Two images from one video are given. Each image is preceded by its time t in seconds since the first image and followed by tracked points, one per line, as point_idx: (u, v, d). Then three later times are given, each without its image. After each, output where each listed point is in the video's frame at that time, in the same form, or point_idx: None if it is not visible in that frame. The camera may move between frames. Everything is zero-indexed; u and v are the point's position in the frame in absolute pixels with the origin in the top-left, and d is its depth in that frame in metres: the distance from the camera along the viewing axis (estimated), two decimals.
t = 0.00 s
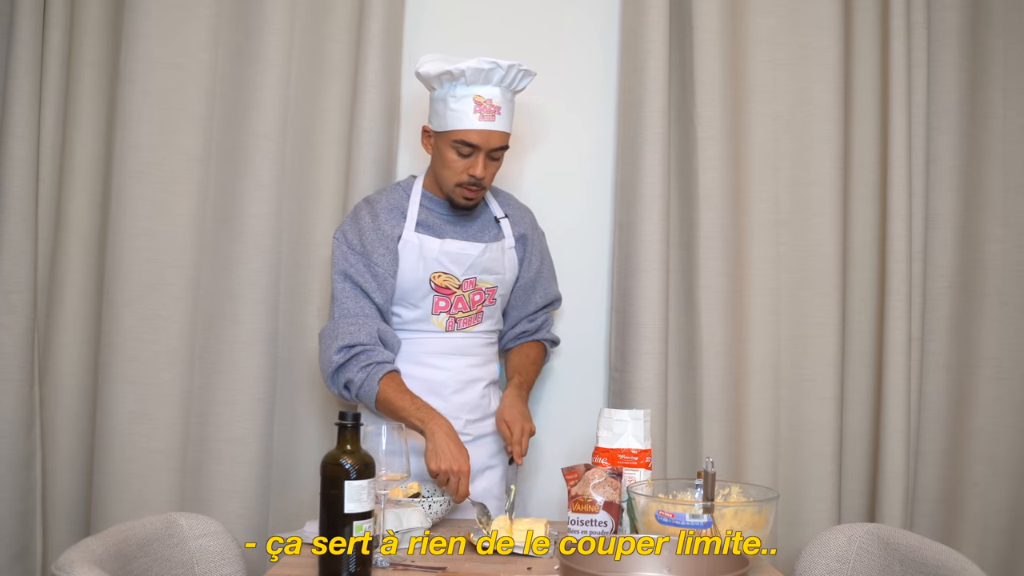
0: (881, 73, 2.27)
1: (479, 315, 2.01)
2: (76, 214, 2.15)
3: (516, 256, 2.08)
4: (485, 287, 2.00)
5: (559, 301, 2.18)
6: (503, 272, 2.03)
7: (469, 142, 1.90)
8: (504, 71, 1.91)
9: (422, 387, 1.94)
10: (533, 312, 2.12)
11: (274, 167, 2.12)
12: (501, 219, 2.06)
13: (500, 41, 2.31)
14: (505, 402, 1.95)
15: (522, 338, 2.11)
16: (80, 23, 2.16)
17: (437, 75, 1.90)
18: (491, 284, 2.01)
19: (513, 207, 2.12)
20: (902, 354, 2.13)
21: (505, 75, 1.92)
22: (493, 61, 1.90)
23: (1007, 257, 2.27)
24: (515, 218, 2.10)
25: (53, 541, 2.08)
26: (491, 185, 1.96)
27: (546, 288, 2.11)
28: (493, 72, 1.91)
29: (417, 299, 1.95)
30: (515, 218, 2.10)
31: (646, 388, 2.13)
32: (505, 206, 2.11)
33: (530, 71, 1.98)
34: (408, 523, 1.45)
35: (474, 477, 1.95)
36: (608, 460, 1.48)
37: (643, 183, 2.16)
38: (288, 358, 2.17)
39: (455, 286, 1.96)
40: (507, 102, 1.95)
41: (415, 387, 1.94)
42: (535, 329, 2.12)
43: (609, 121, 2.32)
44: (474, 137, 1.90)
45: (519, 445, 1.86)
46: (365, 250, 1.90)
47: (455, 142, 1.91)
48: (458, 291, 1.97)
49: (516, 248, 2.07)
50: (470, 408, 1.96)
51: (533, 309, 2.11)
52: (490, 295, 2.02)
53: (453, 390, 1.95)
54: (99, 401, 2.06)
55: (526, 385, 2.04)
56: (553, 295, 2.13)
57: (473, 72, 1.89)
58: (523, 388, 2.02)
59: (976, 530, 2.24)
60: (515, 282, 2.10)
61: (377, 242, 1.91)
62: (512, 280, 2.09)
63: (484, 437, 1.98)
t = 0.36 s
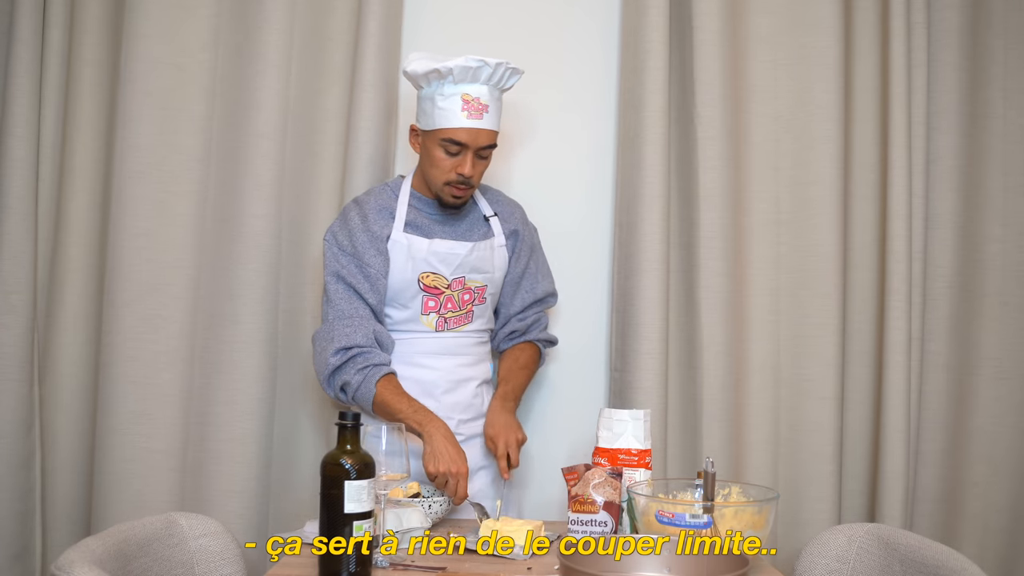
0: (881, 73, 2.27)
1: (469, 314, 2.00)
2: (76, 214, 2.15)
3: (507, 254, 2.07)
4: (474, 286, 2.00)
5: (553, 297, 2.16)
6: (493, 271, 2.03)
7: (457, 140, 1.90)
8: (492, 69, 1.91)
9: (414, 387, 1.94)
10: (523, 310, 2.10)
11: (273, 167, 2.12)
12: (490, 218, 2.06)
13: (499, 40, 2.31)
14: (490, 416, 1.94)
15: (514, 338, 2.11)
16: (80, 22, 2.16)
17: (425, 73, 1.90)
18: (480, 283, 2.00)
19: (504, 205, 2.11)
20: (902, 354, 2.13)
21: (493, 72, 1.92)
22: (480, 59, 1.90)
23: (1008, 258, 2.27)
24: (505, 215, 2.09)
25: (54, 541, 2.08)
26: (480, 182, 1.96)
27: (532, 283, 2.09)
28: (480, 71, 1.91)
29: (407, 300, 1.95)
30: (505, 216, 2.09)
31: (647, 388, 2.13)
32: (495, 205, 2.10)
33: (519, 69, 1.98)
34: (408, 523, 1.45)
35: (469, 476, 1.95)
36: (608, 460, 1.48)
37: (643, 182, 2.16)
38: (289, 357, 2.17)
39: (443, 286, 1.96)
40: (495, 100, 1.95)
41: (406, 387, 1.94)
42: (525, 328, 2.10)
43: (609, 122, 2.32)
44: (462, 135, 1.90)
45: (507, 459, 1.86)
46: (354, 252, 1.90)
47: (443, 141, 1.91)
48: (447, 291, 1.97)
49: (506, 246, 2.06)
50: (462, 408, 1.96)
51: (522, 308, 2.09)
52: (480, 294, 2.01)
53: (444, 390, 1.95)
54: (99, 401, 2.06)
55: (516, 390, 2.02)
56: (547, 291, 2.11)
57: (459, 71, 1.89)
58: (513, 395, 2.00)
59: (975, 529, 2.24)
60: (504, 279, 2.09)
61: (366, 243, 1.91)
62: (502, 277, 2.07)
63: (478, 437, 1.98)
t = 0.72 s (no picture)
0: (870, 80, 2.34)
1: (469, 313, 2.07)
2: (88, 216, 2.22)
3: (506, 255, 2.14)
4: (474, 285, 2.06)
5: (553, 301, 2.24)
6: (492, 271, 2.09)
7: (454, 137, 1.96)
8: (485, 67, 1.97)
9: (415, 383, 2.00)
10: (528, 313, 2.18)
11: (280, 171, 2.18)
12: (489, 219, 2.12)
13: (499, 47, 2.37)
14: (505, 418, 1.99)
15: (520, 341, 2.17)
16: (92, 30, 2.22)
17: (422, 74, 1.97)
18: (480, 283, 2.07)
19: (504, 208, 2.18)
20: (890, 352, 2.19)
21: (487, 71, 1.98)
22: (474, 58, 1.96)
23: (993, 259, 2.34)
24: (504, 218, 2.16)
25: (67, 534, 2.15)
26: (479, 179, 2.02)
27: (538, 286, 2.17)
28: (475, 69, 1.97)
29: (407, 298, 2.01)
30: (505, 218, 2.16)
31: (643, 386, 2.19)
32: (495, 208, 2.17)
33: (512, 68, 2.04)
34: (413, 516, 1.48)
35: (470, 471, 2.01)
36: (606, 455, 1.52)
37: (640, 185, 2.23)
38: (295, 355, 2.23)
39: (444, 285, 2.03)
40: (490, 98, 2.01)
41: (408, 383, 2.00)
42: (532, 331, 2.17)
43: (606, 126, 2.39)
44: (459, 133, 1.97)
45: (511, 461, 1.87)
46: (354, 252, 1.96)
47: (441, 139, 1.97)
48: (447, 289, 2.03)
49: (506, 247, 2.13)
50: (462, 404, 2.02)
51: (528, 310, 2.17)
52: (480, 293, 2.08)
53: (445, 386, 2.01)
54: (111, 398, 2.12)
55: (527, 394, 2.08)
56: (547, 295, 2.19)
57: (455, 69, 1.95)
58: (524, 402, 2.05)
59: (962, 522, 2.31)
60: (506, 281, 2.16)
61: (367, 243, 1.97)
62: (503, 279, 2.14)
63: (478, 432, 2.04)
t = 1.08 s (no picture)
0: (870, 80, 2.34)
1: (475, 314, 2.07)
2: (88, 216, 2.22)
3: (512, 257, 2.14)
4: (480, 286, 2.06)
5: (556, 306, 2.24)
6: (499, 273, 2.09)
7: (462, 138, 1.96)
8: (493, 69, 1.98)
9: (420, 383, 2.00)
10: (534, 316, 2.18)
11: (280, 171, 2.18)
12: (496, 221, 2.12)
13: (499, 47, 2.37)
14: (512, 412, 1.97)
15: (525, 343, 2.17)
16: (92, 30, 2.22)
17: (430, 74, 1.97)
18: (486, 284, 2.07)
19: (511, 211, 2.18)
20: (890, 352, 2.19)
21: (495, 72, 1.98)
22: (483, 59, 1.96)
23: (993, 259, 2.34)
24: (511, 220, 2.16)
25: (67, 534, 2.15)
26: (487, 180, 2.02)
27: (544, 289, 2.18)
28: (483, 70, 1.97)
29: (414, 298, 2.01)
30: (511, 221, 2.16)
31: (642, 386, 2.19)
32: (502, 210, 2.17)
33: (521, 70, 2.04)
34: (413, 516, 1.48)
35: (472, 470, 2.01)
36: (605, 455, 1.52)
37: (640, 185, 2.23)
38: (295, 355, 2.23)
39: (450, 285, 2.03)
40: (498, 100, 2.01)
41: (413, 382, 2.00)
42: (537, 334, 2.17)
43: (606, 126, 2.39)
44: (467, 133, 1.97)
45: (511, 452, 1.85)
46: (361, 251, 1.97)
47: (449, 139, 1.98)
48: (453, 290, 2.03)
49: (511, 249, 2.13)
50: (466, 404, 2.02)
51: (533, 313, 2.17)
52: (486, 294, 2.07)
53: (450, 386, 2.01)
54: (111, 398, 2.12)
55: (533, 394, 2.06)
56: (550, 300, 2.19)
57: (463, 70, 1.96)
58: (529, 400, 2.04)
59: (962, 522, 2.31)
60: (512, 283, 2.16)
61: (375, 242, 1.98)
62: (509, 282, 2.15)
63: (481, 433, 2.04)
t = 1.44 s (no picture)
0: (870, 80, 2.34)
1: (484, 314, 2.06)
2: (88, 216, 2.22)
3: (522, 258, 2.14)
4: (490, 287, 2.06)
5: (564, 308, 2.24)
6: (508, 273, 2.09)
7: (471, 137, 1.97)
8: (503, 69, 1.97)
9: (428, 382, 2.00)
10: (543, 316, 2.18)
11: (280, 171, 2.18)
12: (506, 222, 2.12)
13: (499, 47, 2.37)
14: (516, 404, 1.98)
15: (533, 343, 2.17)
16: (92, 30, 2.22)
17: (441, 74, 1.98)
18: (496, 284, 2.07)
19: (521, 212, 2.18)
20: (890, 352, 2.19)
21: (505, 72, 1.98)
22: (493, 59, 1.96)
23: (993, 259, 2.34)
24: (521, 222, 2.16)
25: (67, 534, 2.15)
26: (497, 180, 2.02)
27: (553, 291, 2.18)
28: (493, 70, 1.97)
29: (424, 297, 2.01)
30: (521, 222, 2.15)
31: (642, 386, 2.19)
32: (512, 211, 2.17)
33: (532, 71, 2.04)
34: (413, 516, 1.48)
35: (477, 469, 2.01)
36: (605, 455, 1.52)
37: (640, 185, 2.23)
38: (295, 355, 2.23)
39: (460, 285, 2.03)
40: (510, 99, 2.01)
41: (421, 381, 2.00)
42: (545, 333, 2.17)
43: (606, 126, 2.39)
44: (476, 133, 1.97)
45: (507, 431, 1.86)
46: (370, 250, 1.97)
47: (458, 139, 1.98)
48: (463, 290, 2.03)
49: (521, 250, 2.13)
50: (474, 404, 2.02)
51: (542, 314, 2.17)
52: (495, 295, 2.07)
53: (458, 385, 2.01)
54: (111, 397, 2.12)
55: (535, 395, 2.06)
56: (560, 301, 2.20)
57: (473, 71, 1.96)
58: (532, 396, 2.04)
59: (962, 522, 2.31)
60: (522, 284, 2.16)
61: (385, 241, 1.98)
62: (520, 282, 2.15)
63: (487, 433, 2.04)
